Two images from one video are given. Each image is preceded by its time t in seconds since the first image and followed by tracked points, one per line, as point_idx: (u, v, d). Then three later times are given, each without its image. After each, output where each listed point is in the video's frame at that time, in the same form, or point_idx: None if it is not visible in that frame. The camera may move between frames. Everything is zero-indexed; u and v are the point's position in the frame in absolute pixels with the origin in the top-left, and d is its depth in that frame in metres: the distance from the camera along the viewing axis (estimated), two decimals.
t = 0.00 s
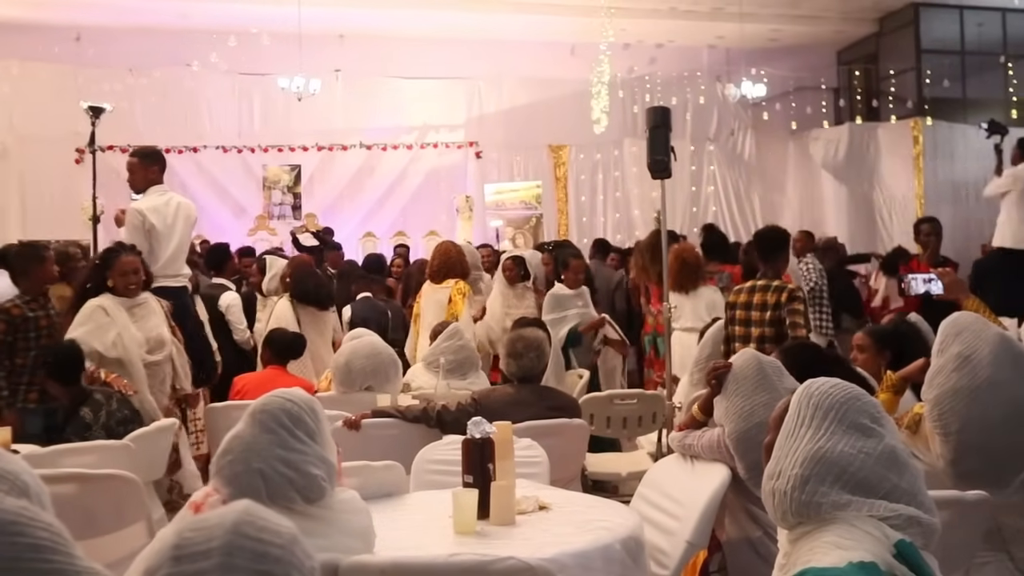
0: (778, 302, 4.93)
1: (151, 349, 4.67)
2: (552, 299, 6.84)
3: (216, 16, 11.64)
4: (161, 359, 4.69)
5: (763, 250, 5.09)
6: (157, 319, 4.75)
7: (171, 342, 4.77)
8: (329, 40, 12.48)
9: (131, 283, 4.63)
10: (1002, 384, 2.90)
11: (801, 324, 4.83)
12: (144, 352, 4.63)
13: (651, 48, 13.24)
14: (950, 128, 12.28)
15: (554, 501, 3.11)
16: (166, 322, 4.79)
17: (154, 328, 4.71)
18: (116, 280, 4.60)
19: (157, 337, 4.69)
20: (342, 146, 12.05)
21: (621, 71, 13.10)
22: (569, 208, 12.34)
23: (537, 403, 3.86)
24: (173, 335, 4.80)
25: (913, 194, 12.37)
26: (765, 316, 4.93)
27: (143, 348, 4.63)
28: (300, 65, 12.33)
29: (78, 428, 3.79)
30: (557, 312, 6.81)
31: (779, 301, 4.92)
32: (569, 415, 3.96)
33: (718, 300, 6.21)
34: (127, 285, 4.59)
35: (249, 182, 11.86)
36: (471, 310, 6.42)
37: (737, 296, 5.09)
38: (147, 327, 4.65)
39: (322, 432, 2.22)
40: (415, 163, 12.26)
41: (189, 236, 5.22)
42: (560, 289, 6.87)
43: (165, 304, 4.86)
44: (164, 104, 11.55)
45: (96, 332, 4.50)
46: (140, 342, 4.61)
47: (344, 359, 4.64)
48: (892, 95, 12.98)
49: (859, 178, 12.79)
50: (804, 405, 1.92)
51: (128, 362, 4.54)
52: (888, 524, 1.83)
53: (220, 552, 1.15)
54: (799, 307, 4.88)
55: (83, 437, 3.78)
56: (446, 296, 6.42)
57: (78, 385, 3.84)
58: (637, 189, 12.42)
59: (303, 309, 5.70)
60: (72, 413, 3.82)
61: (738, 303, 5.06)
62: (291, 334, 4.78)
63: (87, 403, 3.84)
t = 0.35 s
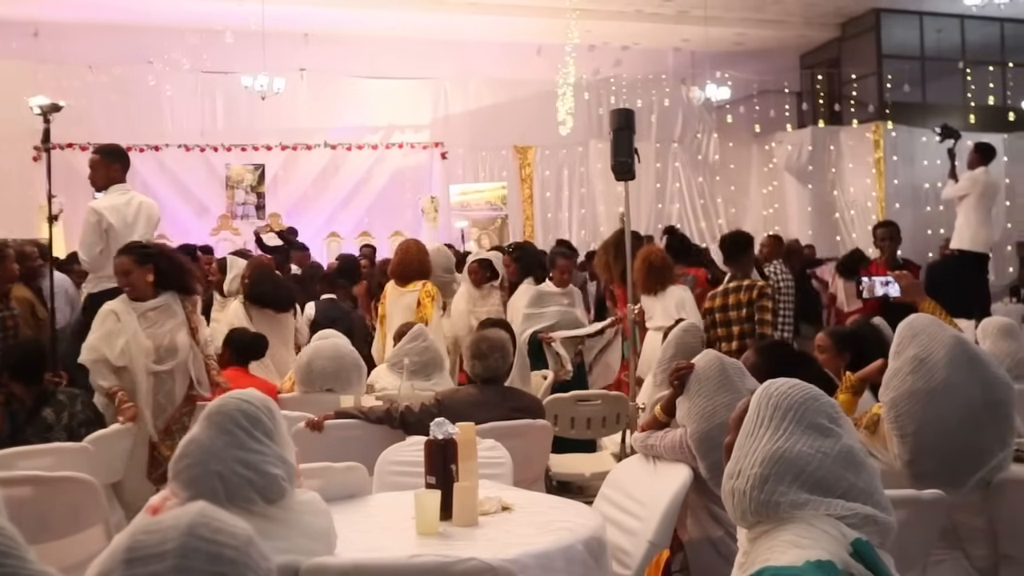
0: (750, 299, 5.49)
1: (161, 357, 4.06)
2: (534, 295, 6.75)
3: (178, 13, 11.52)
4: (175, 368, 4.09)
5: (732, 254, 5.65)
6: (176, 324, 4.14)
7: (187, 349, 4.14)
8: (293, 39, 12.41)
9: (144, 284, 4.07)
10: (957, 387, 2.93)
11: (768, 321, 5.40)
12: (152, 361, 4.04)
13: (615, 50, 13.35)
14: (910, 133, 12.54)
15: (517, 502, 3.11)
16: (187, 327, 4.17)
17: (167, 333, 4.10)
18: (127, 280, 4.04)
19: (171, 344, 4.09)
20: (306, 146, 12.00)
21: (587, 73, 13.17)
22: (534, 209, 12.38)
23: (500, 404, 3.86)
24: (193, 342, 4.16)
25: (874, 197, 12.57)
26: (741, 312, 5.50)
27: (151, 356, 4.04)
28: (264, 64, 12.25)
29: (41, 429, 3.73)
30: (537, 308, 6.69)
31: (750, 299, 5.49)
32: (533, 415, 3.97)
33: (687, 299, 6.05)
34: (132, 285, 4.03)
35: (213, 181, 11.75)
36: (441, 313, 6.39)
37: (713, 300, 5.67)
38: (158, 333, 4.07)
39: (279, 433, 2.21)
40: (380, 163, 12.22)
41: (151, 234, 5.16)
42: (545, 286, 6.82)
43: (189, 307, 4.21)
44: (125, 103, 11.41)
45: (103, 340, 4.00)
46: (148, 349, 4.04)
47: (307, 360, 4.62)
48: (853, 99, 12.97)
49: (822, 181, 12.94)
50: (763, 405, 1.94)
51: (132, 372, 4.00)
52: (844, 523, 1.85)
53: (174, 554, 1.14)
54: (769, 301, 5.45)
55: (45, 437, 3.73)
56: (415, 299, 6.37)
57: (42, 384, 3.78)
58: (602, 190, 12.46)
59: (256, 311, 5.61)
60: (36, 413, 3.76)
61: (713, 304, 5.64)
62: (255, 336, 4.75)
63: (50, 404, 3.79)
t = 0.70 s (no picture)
0: (739, 298, 5.40)
1: (139, 355, 3.92)
2: (517, 298, 6.58)
3: (153, 10, 11.41)
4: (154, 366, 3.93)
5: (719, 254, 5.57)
6: (162, 321, 3.96)
7: (169, 348, 3.96)
8: (269, 38, 12.35)
9: (125, 281, 3.91)
10: (928, 388, 2.97)
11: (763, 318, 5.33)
12: (132, 359, 3.91)
13: (593, 52, 13.42)
14: (883, 137, 12.73)
15: (493, 503, 3.11)
16: (173, 325, 3.98)
17: (149, 331, 3.94)
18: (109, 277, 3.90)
19: (152, 341, 3.93)
20: (282, 146, 11.95)
21: (564, 74, 13.20)
22: (511, 210, 12.41)
23: (476, 405, 3.86)
24: (176, 341, 3.97)
25: (848, 201, 12.75)
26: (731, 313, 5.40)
27: (130, 354, 3.91)
28: (241, 62, 12.17)
29: (15, 427, 3.67)
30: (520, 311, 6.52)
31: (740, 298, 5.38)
32: (509, 416, 3.97)
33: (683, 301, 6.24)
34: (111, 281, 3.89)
35: (187, 181, 11.67)
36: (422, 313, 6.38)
37: (703, 298, 5.55)
38: (138, 329, 3.92)
39: (252, 433, 2.21)
40: (357, 163, 12.17)
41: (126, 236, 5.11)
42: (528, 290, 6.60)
43: (179, 305, 4.01)
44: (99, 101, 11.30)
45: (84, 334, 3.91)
46: (127, 346, 3.90)
47: (282, 359, 4.61)
48: (829, 102, 13.13)
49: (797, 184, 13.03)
50: (735, 407, 1.96)
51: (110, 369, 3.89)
52: (816, 523, 1.86)
53: (146, 555, 1.13)
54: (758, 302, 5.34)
55: (19, 435, 3.67)
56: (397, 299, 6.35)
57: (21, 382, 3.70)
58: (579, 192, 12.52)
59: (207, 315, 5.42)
60: (13, 411, 3.69)
61: (704, 304, 5.53)
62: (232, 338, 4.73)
63: (27, 403, 3.73)
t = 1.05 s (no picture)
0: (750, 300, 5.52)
1: (117, 358, 3.80)
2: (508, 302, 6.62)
3: (137, 9, 11.37)
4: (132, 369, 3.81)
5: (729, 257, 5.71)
6: (142, 323, 3.84)
7: (147, 351, 3.83)
8: (254, 38, 12.32)
9: (107, 282, 3.82)
10: (912, 389, 2.98)
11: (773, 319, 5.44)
12: (109, 361, 3.80)
13: (579, 53, 13.43)
14: (868, 139, 12.79)
15: (478, 503, 3.11)
16: (154, 327, 3.85)
17: (127, 333, 3.81)
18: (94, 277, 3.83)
19: (130, 343, 3.81)
20: (267, 146, 11.92)
21: (551, 75, 13.21)
22: (497, 211, 12.43)
23: (462, 406, 3.85)
24: (155, 344, 3.83)
25: (833, 202, 12.81)
26: (742, 312, 5.51)
27: (107, 356, 3.79)
28: (226, 62, 12.13)
29: None
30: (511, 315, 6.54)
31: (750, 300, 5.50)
32: (494, 417, 3.96)
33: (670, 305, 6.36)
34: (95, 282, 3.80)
35: (172, 181, 11.62)
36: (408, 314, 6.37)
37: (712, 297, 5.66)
38: (117, 331, 3.80)
39: (237, 433, 2.19)
40: (342, 163, 12.16)
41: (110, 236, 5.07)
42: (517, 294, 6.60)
43: (162, 307, 3.88)
44: (82, 100, 11.24)
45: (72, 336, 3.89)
46: (105, 348, 3.80)
47: (268, 359, 4.61)
48: (814, 105, 13.21)
49: (782, 186, 13.09)
50: (719, 407, 1.96)
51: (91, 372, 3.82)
52: (800, 523, 1.87)
53: (127, 555, 1.12)
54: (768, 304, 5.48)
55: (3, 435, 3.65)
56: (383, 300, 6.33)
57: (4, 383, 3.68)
58: (565, 194, 12.55)
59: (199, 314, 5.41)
60: None
61: (713, 302, 5.62)
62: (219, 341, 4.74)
63: (10, 404, 3.71)
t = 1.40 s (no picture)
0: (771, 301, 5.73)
1: (109, 355, 3.77)
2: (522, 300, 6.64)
3: (140, 8, 11.37)
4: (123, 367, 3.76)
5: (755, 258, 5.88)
6: (135, 320, 3.77)
7: (139, 349, 3.75)
8: (257, 37, 12.33)
9: (108, 278, 3.84)
10: (915, 389, 2.98)
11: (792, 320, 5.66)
12: (103, 358, 3.78)
13: (583, 53, 13.42)
14: (870, 141, 12.76)
15: (481, 503, 3.11)
16: (148, 325, 3.76)
17: (121, 330, 3.77)
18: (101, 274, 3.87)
19: (121, 340, 3.76)
20: (270, 145, 11.93)
21: (554, 76, 13.19)
22: (500, 211, 12.43)
23: (464, 406, 3.85)
24: (146, 341, 3.75)
25: (836, 203, 12.79)
26: (762, 312, 5.72)
27: (101, 353, 3.78)
28: (230, 62, 12.13)
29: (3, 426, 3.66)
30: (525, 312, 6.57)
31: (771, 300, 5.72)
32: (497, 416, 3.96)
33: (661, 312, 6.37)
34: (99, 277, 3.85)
35: (174, 180, 11.63)
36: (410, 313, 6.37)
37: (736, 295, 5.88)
38: (111, 327, 3.77)
39: (242, 431, 2.20)
40: (345, 163, 12.17)
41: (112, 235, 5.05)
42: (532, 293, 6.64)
43: (158, 304, 3.79)
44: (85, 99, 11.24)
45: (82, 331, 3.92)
46: (100, 344, 3.78)
47: (272, 358, 4.60)
48: (817, 106, 13.22)
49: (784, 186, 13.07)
50: (722, 407, 1.96)
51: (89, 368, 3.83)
52: (803, 523, 1.86)
53: (132, 553, 1.12)
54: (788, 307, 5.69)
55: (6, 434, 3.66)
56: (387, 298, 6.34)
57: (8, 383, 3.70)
58: (567, 195, 12.52)
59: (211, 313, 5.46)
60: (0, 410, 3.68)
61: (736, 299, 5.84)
62: (222, 340, 4.75)
63: (14, 403, 3.72)
